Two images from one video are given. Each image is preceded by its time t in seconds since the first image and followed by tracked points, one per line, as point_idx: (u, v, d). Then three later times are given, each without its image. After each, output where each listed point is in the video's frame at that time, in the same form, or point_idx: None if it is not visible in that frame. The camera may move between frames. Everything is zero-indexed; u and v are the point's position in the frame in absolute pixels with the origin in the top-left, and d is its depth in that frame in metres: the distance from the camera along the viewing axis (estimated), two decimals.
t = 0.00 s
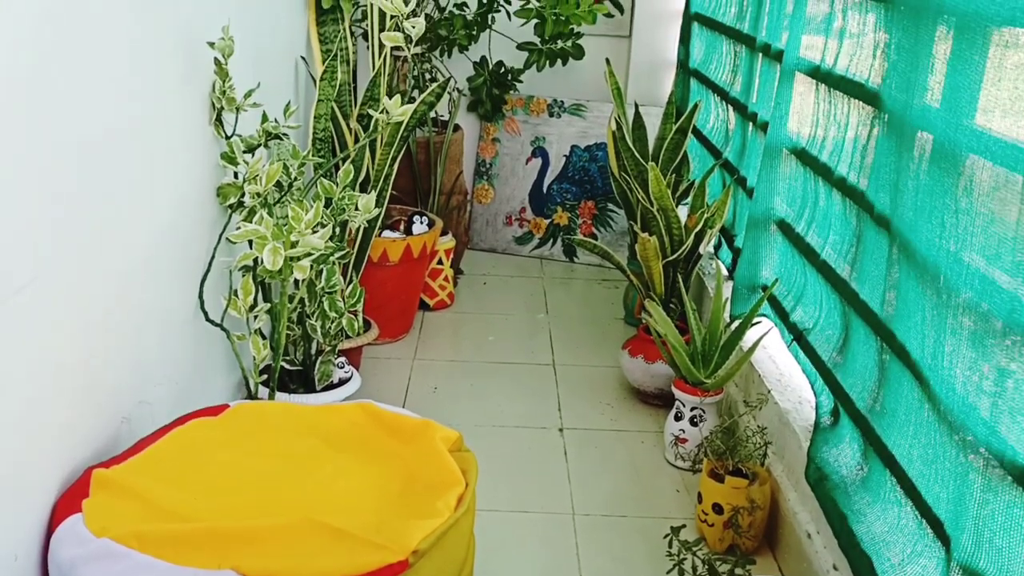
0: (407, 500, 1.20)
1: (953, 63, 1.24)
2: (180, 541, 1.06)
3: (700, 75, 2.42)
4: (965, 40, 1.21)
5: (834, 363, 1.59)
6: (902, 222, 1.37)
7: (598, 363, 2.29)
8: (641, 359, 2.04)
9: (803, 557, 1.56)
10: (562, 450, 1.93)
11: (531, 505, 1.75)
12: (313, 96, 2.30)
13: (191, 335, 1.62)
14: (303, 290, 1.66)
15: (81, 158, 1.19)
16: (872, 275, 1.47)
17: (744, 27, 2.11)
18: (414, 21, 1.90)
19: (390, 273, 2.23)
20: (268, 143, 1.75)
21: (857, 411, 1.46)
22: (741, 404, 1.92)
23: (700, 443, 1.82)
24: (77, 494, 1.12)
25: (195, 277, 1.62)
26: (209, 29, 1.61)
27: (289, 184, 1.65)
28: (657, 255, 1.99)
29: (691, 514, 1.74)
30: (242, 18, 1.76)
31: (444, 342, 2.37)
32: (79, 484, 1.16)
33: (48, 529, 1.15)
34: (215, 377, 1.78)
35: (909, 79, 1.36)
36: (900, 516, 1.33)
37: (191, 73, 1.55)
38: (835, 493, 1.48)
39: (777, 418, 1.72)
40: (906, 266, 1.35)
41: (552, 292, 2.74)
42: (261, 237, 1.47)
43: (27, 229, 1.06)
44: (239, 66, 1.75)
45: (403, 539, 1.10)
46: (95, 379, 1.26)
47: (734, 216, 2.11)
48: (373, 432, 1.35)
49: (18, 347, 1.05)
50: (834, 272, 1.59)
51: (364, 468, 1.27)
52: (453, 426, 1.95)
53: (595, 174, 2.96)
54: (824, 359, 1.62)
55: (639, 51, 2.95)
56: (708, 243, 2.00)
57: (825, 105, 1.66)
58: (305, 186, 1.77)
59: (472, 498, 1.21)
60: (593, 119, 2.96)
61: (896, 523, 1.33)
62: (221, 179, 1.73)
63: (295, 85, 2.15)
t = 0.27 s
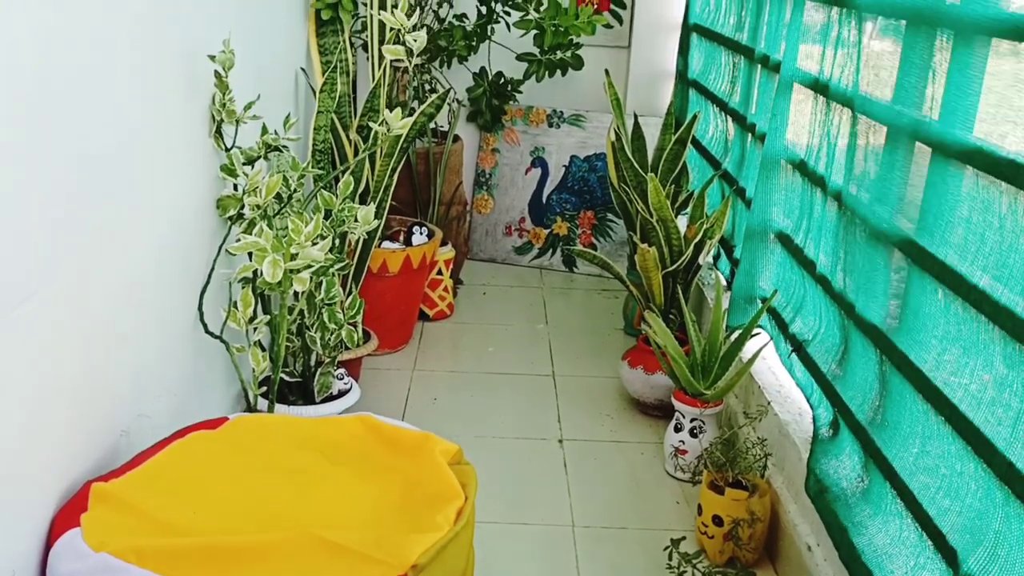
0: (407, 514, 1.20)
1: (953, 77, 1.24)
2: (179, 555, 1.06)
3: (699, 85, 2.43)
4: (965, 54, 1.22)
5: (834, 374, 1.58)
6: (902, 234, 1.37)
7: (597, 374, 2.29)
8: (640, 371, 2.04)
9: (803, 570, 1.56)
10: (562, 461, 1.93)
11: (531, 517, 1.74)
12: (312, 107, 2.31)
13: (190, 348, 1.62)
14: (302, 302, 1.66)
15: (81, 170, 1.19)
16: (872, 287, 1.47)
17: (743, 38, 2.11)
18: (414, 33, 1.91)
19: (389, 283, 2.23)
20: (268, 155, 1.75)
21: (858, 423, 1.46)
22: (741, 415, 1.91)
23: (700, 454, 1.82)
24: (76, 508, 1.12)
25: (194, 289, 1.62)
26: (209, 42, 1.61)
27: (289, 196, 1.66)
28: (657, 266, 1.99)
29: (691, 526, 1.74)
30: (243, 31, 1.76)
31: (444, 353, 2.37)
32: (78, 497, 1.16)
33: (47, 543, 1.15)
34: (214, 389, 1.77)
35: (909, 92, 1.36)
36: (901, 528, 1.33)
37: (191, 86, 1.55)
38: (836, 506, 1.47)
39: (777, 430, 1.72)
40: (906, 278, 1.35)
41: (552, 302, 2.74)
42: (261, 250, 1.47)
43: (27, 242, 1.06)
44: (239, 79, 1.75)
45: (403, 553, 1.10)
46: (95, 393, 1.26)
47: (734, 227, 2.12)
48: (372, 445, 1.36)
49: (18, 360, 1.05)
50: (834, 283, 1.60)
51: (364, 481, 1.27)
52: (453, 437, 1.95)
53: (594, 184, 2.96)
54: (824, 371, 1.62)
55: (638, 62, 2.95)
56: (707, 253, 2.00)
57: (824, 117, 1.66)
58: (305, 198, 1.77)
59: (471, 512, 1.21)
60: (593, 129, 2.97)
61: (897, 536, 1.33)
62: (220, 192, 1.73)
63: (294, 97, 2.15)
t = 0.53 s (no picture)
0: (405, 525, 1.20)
1: (951, 88, 1.24)
2: (177, 567, 1.05)
3: (698, 95, 2.44)
4: (962, 65, 1.22)
5: (833, 385, 1.58)
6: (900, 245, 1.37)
7: (596, 384, 2.29)
8: (639, 380, 2.04)
9: None
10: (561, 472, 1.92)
11: (530, 527, 1.74)
12: (311, 118, 2.31)
13: (189, 358, 1.62)
14: (302, 312, 1.67)
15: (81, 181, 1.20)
16: (871, 297, 1.47)
17: (741, 48, 2.12)
18: (413, 44, 1.92)
19: (388, 293, 2.23)
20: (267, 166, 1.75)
21: (857, 433, 1.46)
22: (740, 425, 1.91)
23: (699, 464, 1.82)
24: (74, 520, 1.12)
25: (194, 300, 1.62)
26: (209, 53, 1.62)
27: (288, 206, 1.66)
28: (656, 275, 2.00)
29: (690, 536, 1.74)
30: (242, 42, 1.77)
31: (443, 363, 2.37)
32: (76, 509, 1.15)
33: (45, 555, 1.15)
34: (213, 399, 1.77)
35: (907, 103, 1.37)
36: (901, 539, 1.32)
37: (191, 97, 1.56)
38: (836, 516, 1.47)
39: (776, 440, 1.72)
40: (905, 289, 1.36)
41: (551, 311, 2.74)
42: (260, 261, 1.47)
43: (27, 253, 1.07)
44: (239, 90, 1.76)
45: (401, 564, 1.10)
46: (93, 404, 1.27)
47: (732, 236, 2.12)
48: (370, 455, 1.36)
49: (18, 371, 1.06)
50: (832, 294, 1.60)
51: (362, 493, 1.27)
52: (452, 447, 1.95)
53: (593, 193, 2.96)
54: (823, 381, 1.62)
55: (637, 72, 2.96)
56: (706, 263, 2.00)
57: (822, 127, 1.67)
58: (304, 208, 1.78)
59: (470, 523, 1.21)
60: (592, 139, 2.97)
61: (897, 547, 1.33)
62: (220, 202, 1.73)
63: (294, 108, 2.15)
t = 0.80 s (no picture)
0: (403, 533, 1.20)
1: (949, 96, 1.25)
2: None
3: (697, 102, 2.44)
4: (961, 73, 1.22)
5: (833, 392, 1.58)
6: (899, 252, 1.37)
7: (596, 390, 2.29)
8: (639, 387, 2.04)
9: None
10: (560, 479, 1.92)
11: (529, 535, 1.74)
12: (311, 125, 2.32)
13: (188, 365, 1.62)
14: (300, 319, 1.66)
15: (79, 189, 1.20)
16: (870, 304, 1.47)
17: (740, 56, 2.13)
18: (412, 52, 1.92)
19: (388, 300, 2.23)
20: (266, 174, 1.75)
21: (857, 440, 1.46)
22: (740, 432, 1.91)
23: (699, 471, 1.82)
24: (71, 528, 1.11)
25: (192, 307, 1.62)
26: (208, 61, 1.62)
27: (287, 214, 1.66)
28: (655, 282, 2.00)
29: (690, 544, 1.73)
30: (242, 50, 1.78)
31: (442, 370, 2.36)
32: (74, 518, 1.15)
33: (42, 563, 1.15)
34: (211, 406, 1.77)
35: (906, 110, 1.37)
36: (901, 546, 1.32)
37: (190, 105, 1.56)
38: (835, 524, 1.46)
39: (776, 447, 1.71)
40: (904, 296, 1.36)
41: (550, 318, 2.74)
42: (259, 268, 1.47)
43: (25, 261, 1.07)
44: (238, 97, 1.76)
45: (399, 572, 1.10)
46: (92, 412, 1.27)
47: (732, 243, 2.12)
48: (368, 463, 1.35)
49: (16, 378, 1.06)
50: (831, 300, 1.60)
51: (359, 500, 1.27)
52: (451, 454, 1.95)
53: (592, 200, 2.96)
54: (823, 388, 1.61)
55: (636, 79, 2.97)
56: (705, 270, 2.00)
57: (821, 134, 1.67)
58: (303, 216, 1.78)
59: (468, 530, 1.21)
60: (591, 146, 2.98)
61: (897, 555, 1.32)
62: (219, 209, 1.73)
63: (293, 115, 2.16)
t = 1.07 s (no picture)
0: (403, 545, 1.19)
1: (946, 106, 1.25)
2: None
3: (696, 111, 2.44)
4: (959, 83, 1.22)
5: (832, 402, 1.58)
6: (898, 263, 1.37)
7: (596, 400, 2.29)
8: (639, 397, 2.04)
9: None
10: (560, 488, 1.92)
11: (529, 545, 1.73)
12: (311, 135, 2.32)
13: (187, 375, 1.62)
14: (300, 329, 1.66)
15: (80, 201, 1.20)
16: (870, 314, 1.47)
17: (739, 65, 2.13)
18: (411, 63, 1.92)
19: (387, 310, 2.23)
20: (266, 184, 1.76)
21: (857, 451, 1.45)
22: (740, 442, 1.91)
23: (699, 481, 1.82)
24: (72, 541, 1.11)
25: (192, 317, 1.62)
26: (209, 72, 1.63)
27: (287, 224, 1.66)
28: (654, 291, 2.00)
29: (690, 554, 1.73)
30: (242, 61, 1.78)
31: (442, 379, 2.36)
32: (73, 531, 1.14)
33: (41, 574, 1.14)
34: (210, 417, 1.77)
35: (905, 121, 1.37)
36: (901, 557, 1.31)
37: (190, 116, 1.56)
38: (835, 535, 1.46)
39: (776, 457, 1.71)
40: (904, 306, 1.36)
41: (550, 327, 2.74)
42: (258, 278, 1.47)
43: (25, 274, 1.07)
44: (238, 108, 1.76)
45: None
46: (92, 422, 1.27)
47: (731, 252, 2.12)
48: (367, 474, 1.35)
49: (17, 390, 1.06)
50: (831, 310, 1.60)
51: (359, 513, 1.26)
52: (451, 464, 1.94)
53: (592, 209, 2.97)
54: (823, 397, 1.61)
55: (635, 88, 2.97)
56: (705, 279, 2.00)
57: (820, 144, 1.67)
58: (303, 226, 1.78)
59: (468, 540, 1.20)
60: (590, 155, 2.98)
61: (897, 565, 1.32)
62: (219, 220, 1.74)
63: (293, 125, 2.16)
